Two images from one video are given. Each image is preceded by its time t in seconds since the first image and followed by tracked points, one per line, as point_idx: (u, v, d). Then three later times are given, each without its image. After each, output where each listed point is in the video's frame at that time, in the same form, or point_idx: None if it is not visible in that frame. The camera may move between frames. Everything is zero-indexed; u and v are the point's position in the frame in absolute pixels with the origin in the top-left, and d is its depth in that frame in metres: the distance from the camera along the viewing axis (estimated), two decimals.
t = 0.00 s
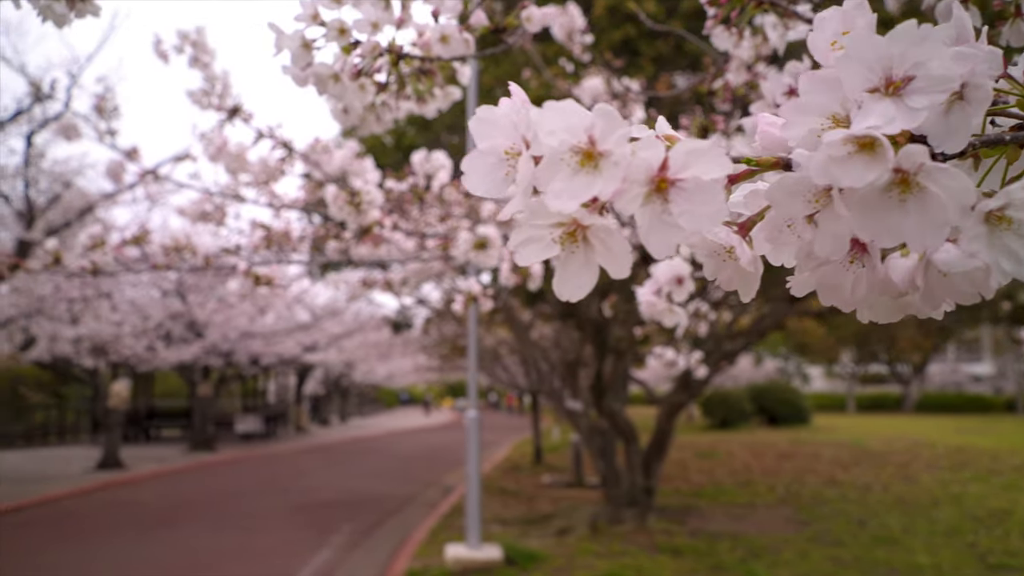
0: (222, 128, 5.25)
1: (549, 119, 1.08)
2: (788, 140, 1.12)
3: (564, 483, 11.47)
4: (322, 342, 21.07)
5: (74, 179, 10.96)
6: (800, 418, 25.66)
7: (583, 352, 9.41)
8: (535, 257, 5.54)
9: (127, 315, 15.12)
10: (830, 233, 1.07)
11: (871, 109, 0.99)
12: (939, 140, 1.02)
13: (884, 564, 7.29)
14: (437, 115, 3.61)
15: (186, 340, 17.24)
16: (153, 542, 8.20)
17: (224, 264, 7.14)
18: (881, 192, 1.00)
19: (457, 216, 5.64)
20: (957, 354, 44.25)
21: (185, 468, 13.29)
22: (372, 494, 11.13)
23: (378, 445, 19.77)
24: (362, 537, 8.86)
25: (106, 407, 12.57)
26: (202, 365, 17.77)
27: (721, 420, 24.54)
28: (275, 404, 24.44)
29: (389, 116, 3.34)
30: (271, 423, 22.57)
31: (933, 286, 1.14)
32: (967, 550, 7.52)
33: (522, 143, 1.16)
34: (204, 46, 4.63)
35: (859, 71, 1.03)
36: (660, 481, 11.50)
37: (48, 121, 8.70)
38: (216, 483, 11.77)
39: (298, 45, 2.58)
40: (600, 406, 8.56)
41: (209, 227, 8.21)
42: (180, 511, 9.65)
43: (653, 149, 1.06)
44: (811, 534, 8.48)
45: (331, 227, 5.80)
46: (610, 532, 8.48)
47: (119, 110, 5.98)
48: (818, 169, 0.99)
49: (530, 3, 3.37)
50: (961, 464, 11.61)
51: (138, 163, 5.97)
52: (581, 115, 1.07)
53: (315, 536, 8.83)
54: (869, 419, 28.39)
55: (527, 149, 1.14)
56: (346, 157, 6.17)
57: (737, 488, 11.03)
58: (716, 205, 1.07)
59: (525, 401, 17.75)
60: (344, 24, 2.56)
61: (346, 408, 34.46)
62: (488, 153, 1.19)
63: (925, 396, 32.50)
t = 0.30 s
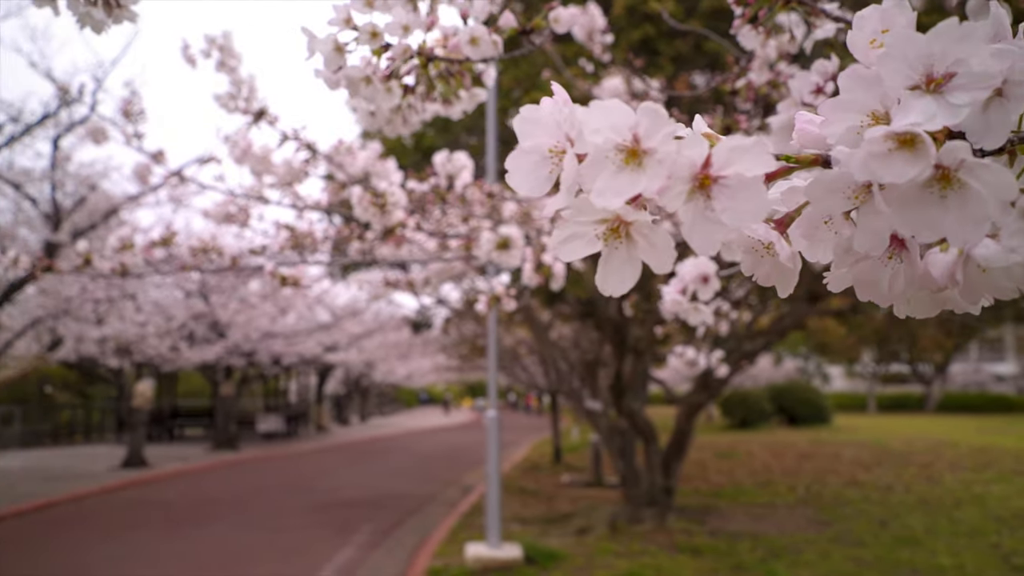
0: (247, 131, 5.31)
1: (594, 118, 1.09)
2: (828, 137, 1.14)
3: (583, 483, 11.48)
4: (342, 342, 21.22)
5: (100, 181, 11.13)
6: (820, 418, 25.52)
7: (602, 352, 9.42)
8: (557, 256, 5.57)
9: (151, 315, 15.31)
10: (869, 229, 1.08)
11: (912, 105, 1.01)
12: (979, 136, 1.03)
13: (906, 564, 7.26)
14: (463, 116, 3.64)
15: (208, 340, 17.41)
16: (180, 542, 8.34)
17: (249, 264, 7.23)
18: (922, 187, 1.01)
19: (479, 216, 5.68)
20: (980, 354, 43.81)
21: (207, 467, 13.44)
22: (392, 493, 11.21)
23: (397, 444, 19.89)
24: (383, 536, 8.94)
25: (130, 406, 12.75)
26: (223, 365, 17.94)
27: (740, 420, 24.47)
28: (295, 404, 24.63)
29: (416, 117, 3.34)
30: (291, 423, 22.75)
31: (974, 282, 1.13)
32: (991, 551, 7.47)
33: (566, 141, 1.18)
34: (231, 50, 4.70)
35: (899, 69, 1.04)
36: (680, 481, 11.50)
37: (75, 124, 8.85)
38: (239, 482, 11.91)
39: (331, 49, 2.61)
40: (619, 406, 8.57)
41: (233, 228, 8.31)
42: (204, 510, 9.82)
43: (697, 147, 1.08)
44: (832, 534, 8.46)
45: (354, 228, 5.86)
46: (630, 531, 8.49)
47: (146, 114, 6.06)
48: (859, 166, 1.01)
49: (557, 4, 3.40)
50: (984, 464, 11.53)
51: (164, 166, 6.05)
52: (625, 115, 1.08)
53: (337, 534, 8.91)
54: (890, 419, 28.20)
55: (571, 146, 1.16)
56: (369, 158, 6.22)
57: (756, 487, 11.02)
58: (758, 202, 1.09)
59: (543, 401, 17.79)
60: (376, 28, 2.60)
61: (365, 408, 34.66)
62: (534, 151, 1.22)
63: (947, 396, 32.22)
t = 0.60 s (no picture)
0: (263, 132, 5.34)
1: (604, 117, 1.09)
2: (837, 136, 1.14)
3: (598, 483, 11.47)
4: (358, 342, 21.33)
5: (118, 183, 11.25)
6: (838, 418, 25.36)
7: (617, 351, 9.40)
8: (571, 255, 5.56)
9: (168, 315, 15.45)
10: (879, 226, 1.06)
11: (920, 104, 0.99)
12: (989, 134, 1.02)
13: (924, 565, 7.20)
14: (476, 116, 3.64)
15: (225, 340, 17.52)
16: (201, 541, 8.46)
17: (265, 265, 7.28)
18: (929, 185, 1.00)
19: (494, 217, 5.68)
20: (1001, 353, 43.37)
21: (225, 467, 13.54)
22: (407, 493, 11.26)
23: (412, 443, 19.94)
24: (399, 535, 8.98)
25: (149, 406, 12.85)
26: (241, 365, 18.06)
27: (756, 420, 24.33)
28: (312, 404, 24.76)
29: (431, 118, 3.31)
30: (307, 422, 22.87)
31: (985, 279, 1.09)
32: (1011, 552, 7.39)
33: (576, 141, 1.18)
34: (247, 52, 4.73)
35: (909, 67, 1.02)
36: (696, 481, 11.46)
37: (94, 126, 8.94)
38: (257, 481, 12.01)
39: (345, 52, 2.61)
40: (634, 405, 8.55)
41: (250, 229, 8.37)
42: (220, 509, 9.91)
43: (706, 146, 1.08)
44: (849, 534, 8.40)
45: (369, 228, 5.88)
46: (645, 531, 8.47)
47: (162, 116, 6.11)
48: (868, 164, 0.99)
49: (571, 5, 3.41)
50: (1004, 464, 11.41)
51: (181, 167, 6.09)
52: (635, 114, 1.08)
53: (351, 533, 8.94)
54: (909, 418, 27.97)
55: (582, 146, 1.16)
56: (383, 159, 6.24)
57: (773, 487, 10.96)
58: (768, 201, 1.09)
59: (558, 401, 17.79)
60: (390, 31, 2.62)
61: (382, 408, 34.78)
62: (544, 151, 1.22)
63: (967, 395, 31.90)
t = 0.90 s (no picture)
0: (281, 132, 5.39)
1: (612, 112, 1.08)
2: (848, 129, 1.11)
3: (615, 482, 11.47)
4: (376, 342, 21.48)
5: (138, 185, 11.39)
6: (857, 418, 25.21)
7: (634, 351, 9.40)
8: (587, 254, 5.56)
9: (188, 315, 15.61)
10: (891, 220, 1.06)
11: (931, 97, 0.97)
12: (1003, 125, 0.99)
13: (944, 566, 7.13)
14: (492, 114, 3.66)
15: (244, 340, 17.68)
16: (223, 538, 8.57)
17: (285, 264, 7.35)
18: (942, 177, 0.98)
19: (510, 215, 5.70)
20: None
21: (244, 465, 13.66)
22: (425, 491, 11.32)
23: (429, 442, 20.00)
24: (417, 533, 9.01)
25: (170, 405, 13.01)
26: (260, 364, 18.23)
27: (774, 420, 24.21)
28: (330, 403, 24.94)
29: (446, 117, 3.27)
30: (325, 421, 23.01)
31: (997, 274, 1.05)
32: None
33: (585, 136, 1.18)
34: (264, 52, 4.78)
35: (921, 60, 1.01)
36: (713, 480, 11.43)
37: (115, 128, 9.07)
38: (276, 480, 12.11)
39: (361, 49, 2.56)
40: (651, 405, 8.53)
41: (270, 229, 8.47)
42: (239, 507, 10.00)
43: (714, 141, 1.07)
44: (868, 535, 8.34)
45: (386, 227, 5.92)
46: (662, 531, 8.46)
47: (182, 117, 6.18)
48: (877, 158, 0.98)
49: (585, 3, 3.43)
50: None
51: (200, 167, 6.17)
52: (644, 109, 1.07)
53: (369, 532, 8.99)
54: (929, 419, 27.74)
55: (591, 141, 1.16)
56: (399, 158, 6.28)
57: (791, 487, 10.91)
58: (778, 194, 1.07)
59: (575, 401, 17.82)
60: (406, 28, 2.64)
61: (400, 408, 34.98)
62: (554, 147, 1.22)
63: (988, 395, 31.60)
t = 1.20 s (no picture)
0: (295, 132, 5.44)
1: (627, 103, 1.06)
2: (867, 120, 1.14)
3: (628, 481, 11.49)
4: (389, 341, 21.59)
5: (155, 186, 11.50)
6: (871, 418, 25.11)
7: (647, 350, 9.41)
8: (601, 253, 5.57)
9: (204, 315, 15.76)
10: (912, 210, 1.07)
11: (953, 84, 0.97)
12: None
13: (959, 567, 7.11)
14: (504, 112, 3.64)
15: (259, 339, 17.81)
16: (239, 535, 8.66)
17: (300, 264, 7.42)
18: (964, 166, 0.99)
19: (523, 214, 5.72)
20: None
21: (260, 464, 13.76)
22: (438, 490, 11.36)
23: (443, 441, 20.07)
24: (430, 532, 9.04)
25: (186, 404, 13.14)
26: (274, 364, 18.36)
27: (787, 420, 24.12)
28: (344, 403, 25.08)
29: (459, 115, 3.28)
30: (339, 420, 23.14)
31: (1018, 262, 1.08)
32: None
33: (599, 127, 1.16)
34: (279, 53, 4.83)
35: (941, 47, 1.00)
36: (727, 480, 11.43)
37: (132, 130, 9.17)
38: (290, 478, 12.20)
39: (373, 46, 2.49)
40: (664, 405, 8.54)
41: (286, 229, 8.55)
42: (255, 506, 10.08)
43: (731, 130, 1.06)
44: (883, 535, 8.33)
45: (401, 227, 5.97)
46: (676, 530, 8.47)
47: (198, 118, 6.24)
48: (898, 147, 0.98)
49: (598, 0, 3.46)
50: None
51: (215, 168, 6.23)
52: (658, 99, 1.05)
53: (383, 530, 9.04)
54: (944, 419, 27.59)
55: (605, 133, 1.14)
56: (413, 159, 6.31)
57: (805, 487, 10.90)
58: (797, 183, 1.07)
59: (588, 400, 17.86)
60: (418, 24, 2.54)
61: (413, 407, 35.13)
62: (568, 140, 1.20)
63: (1004, 395, 31.38)
